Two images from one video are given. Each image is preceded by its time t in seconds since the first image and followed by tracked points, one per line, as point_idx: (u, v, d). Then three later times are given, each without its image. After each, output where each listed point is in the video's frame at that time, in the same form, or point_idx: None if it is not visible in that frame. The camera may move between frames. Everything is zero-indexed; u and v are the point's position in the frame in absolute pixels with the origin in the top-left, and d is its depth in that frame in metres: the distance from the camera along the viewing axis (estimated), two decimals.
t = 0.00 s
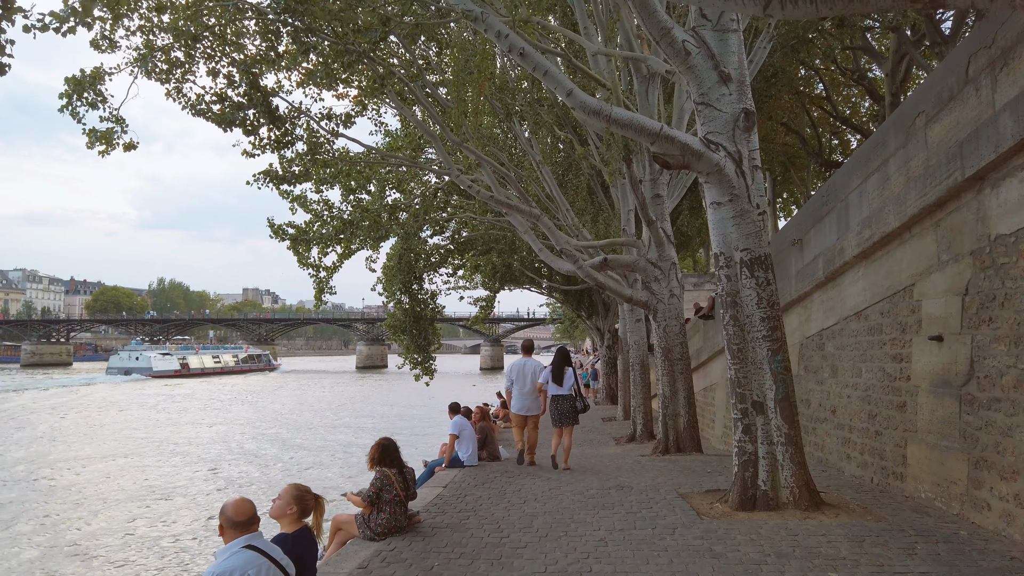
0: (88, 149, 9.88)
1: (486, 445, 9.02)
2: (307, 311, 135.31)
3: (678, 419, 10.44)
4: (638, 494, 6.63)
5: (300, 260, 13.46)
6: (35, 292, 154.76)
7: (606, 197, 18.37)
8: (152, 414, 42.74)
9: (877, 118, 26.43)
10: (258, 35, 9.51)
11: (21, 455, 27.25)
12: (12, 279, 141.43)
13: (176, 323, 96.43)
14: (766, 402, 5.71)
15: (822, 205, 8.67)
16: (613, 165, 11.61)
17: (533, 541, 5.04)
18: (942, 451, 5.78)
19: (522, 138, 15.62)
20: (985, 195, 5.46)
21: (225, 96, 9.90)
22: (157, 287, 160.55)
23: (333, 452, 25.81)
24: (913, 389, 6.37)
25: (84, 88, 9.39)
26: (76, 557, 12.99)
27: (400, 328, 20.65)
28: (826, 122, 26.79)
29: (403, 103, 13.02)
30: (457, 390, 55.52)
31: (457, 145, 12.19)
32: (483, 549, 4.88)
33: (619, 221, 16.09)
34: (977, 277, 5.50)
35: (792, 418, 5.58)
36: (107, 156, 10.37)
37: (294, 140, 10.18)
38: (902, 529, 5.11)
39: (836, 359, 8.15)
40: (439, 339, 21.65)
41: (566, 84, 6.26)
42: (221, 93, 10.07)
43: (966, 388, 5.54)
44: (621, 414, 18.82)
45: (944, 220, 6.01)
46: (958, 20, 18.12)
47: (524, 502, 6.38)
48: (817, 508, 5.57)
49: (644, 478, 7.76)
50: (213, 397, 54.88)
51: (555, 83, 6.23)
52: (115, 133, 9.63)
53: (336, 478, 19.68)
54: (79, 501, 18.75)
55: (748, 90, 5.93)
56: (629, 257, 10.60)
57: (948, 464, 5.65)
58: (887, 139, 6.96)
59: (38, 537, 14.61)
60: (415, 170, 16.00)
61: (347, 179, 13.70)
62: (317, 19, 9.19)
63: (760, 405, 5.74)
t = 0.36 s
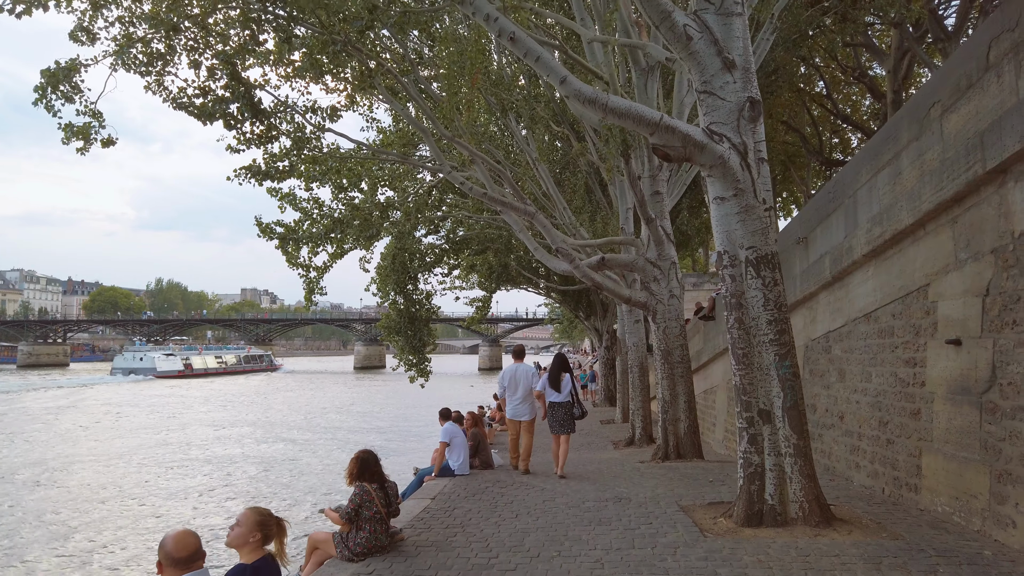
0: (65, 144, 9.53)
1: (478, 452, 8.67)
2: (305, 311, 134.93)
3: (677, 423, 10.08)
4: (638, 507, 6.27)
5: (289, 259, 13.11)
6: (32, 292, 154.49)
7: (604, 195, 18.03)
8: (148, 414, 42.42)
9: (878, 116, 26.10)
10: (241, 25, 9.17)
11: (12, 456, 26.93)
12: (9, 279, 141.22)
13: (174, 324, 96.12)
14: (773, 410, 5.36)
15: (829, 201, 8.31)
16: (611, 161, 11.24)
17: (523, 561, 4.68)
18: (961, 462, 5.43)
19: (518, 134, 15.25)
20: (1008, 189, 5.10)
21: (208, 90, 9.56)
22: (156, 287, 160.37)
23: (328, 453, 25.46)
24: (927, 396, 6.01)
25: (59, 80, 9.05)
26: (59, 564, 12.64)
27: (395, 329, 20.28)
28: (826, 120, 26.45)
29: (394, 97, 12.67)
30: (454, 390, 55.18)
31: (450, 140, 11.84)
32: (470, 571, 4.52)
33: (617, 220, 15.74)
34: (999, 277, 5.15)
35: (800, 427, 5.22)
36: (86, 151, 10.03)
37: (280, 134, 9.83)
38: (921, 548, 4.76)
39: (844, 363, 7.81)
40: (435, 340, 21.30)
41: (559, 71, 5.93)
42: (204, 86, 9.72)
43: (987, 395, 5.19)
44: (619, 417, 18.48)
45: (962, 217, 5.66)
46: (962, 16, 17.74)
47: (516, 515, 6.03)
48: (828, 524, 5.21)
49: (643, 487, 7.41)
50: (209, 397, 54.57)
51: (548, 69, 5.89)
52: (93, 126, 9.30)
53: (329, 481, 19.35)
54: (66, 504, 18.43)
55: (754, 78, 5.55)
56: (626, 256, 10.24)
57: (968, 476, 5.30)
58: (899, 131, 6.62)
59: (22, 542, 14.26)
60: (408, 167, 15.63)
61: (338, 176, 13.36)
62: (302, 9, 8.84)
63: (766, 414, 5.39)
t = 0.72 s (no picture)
0: (44, 134, 9.17)
1: (473, 454, 8.32)
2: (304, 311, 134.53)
3: (680, 424, 9.72)
4: (641, 513, 5.92)
5: (280, 255, 12.74)
6: (30, 291, 154.04)
7: (603, 191, 17.69)
8: (143, 414, 42.04)
9: (880, 113, 25.77)
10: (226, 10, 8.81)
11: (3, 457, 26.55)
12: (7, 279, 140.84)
13: (171, 323, 95.74)
14: (786, 410, 5.00)
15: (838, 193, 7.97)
16: (612, 154, 10.87)
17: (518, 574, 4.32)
18: (987, 466, 5.09)
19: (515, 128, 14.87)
20: None
21: (192, 77, 9.20)
22: (155, 287, 159.99)
23: (323, 453, 25.10)
24: (948, 395, 5.67)
25: (36, 67, 8.68)
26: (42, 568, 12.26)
27: (390, 328, 19.89)
28: (827, 117, 26.13)
29: (388, 88, 12.32)
30: (452, 390, 54.82)
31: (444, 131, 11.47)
32: None
33: (617, 216, 15.40)
34: None
35: (815, 428, 4.87)
36: (67, 142, 9.66)
37: (267, 124, 9.47)
38: (948, 559, 4.41)
39: (855, 361, 7.45)
40: (432, 339, 20.94)
41: (558, 48, 5.60)
42: (188, 74, 9.36)
43: (1017, 395, 4.85)
44: (619, 417, 18.14)
45: (986, 204, 5.32)
46: (968, 9, 17.38)
47: (512, 522, 5.67)
48: (846, 533, 4.86)
49: (645, 491, 7.05)
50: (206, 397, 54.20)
51: (546, 45, 5.57)
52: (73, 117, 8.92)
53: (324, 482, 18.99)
54: (55, 505, 18.05)
55: (765, 55, 5.19)
56: (627, 251, 9.89)
57: (995, 481, 4.96)
58: (916, 116, 6.28)
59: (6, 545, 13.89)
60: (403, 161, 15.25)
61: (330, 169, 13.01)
62: None
63: (779, 415, 5.04)
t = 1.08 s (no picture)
0: (23, 127, 8.82)
1: (467, 461, 7.99)
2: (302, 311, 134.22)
3: (683, 429, 9.38)
4: (643, 527, 5.58)
5: (271, 253, 12.40)
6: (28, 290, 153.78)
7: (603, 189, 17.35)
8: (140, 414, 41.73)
9: (883, 111, 25.41)
10: None
11: None
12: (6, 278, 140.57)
13: (169, 323, 95.43)
14: (800, 419, 4.66)
15: (849, 188, 7.63)
16: (612, 150, 10.52)
17: None
18: (1015, 478, 4.75)
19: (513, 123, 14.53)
20: None
21: (175, 68, 8.86)
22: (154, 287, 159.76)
23: (320, 454, 24.78)
24: (970, 402, 5.33)
25: (12, 56, 8.33)
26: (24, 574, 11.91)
27: (387, 329, 19.58)
28: (829, 116, 25.78)
29: (380, 82, 11.98)
30: (451, 391, 54.46)
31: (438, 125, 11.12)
32: None
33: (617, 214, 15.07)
34: None
35: (830, 439, 4.54)
36: (46, 135, 9.31)
37: (253, 117, 9.12)
38: None
39: (867, 364, 7.12)
40: (428, 340, 20.61)
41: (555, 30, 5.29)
42: (172, 64, 9.01)
43: None
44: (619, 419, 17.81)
45: (1013, 199, 4.99)
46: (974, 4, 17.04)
47: (506, 537, 5.33)
48: (864, 551, 4.51)
49: (647, 501, 6.72)
50: (205, 396, 53.97)
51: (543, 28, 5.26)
52: (52, 108, 8.59)
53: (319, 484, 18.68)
54: (43, 507, 17.70)
55: (777, 39, 4.84)
56: (628, 250, 9.54)
57: None
58: (934, 107, 5.94)
59: None
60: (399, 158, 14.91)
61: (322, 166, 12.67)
62: None
63: (792, 424, 4.71)
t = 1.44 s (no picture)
0: None
1: (458, 463, 7.64)
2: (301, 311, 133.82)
3: (683, 430, 9.02)
4: (643, 534, 5.23)
5: (260, 248, 12.04)
6: (27, 290, 153.55)
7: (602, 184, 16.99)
8: (136, 414, 41.40)
9: (886, 107, 25.02)
10: None
11: None
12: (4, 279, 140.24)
13: (167, 323, 95.09)
14: (811, 419, 4.32)
15: (858, 178, 7.29)
16: (610, 140, 10.17)
17: None
18: None
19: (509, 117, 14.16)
20: None
21: (155, 53, 8.51)
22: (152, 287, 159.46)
23: (315, 454, 24.43)
24: (993, 401, 4.98)
25: None
26: None
27: (382, 328, 19.22)
28: (831, 112, 25.41)
29: (372, 70, 11.61)
30: (449, 391, 54.09)
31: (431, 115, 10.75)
32: None
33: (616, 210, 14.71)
34: None
35: (844, 441, 4.20)
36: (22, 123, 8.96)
37: (237, 105, 8.76)
38: None
39: (878, 361, 6.77)
40: (424, 338, 20.24)
41: None
42: (152, 49, 8.66)
43: None
44: (618, 419, 17.46)
45: None
46: None
47: (494, 546, 4.96)
48: (881, 563, 4.16)
49: (646, 505, 6.36)
50: (202, 397, 53.64)
51: None
52: (26, 94, 8.23)
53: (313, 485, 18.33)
54: (30, 508, 17.34)
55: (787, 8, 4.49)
56: (627, 243, 9.19)
57: None
58: (951, 87, 5.61)
59: None
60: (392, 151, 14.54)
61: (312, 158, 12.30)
62: None
63: (803, 425, 4.36)
